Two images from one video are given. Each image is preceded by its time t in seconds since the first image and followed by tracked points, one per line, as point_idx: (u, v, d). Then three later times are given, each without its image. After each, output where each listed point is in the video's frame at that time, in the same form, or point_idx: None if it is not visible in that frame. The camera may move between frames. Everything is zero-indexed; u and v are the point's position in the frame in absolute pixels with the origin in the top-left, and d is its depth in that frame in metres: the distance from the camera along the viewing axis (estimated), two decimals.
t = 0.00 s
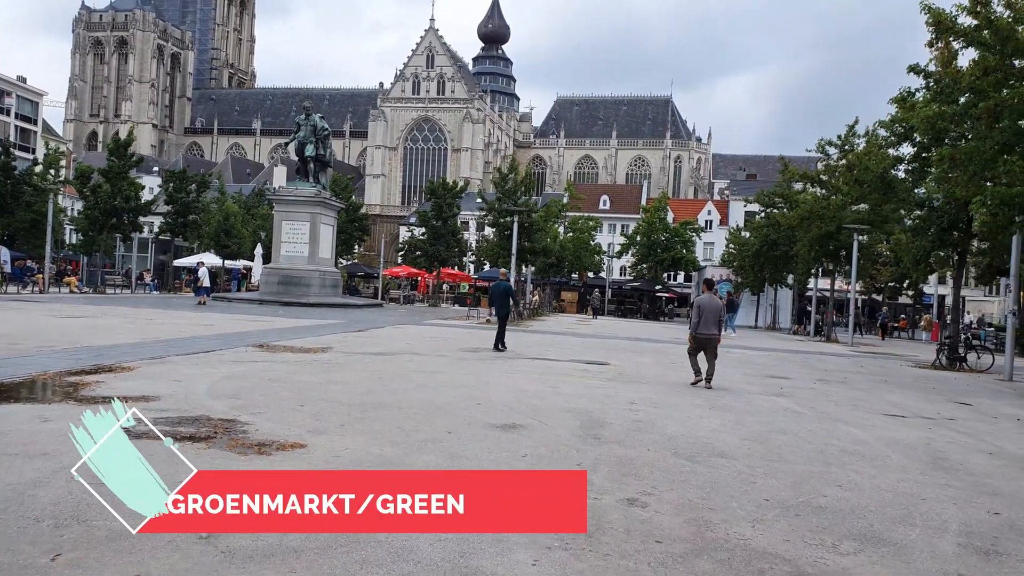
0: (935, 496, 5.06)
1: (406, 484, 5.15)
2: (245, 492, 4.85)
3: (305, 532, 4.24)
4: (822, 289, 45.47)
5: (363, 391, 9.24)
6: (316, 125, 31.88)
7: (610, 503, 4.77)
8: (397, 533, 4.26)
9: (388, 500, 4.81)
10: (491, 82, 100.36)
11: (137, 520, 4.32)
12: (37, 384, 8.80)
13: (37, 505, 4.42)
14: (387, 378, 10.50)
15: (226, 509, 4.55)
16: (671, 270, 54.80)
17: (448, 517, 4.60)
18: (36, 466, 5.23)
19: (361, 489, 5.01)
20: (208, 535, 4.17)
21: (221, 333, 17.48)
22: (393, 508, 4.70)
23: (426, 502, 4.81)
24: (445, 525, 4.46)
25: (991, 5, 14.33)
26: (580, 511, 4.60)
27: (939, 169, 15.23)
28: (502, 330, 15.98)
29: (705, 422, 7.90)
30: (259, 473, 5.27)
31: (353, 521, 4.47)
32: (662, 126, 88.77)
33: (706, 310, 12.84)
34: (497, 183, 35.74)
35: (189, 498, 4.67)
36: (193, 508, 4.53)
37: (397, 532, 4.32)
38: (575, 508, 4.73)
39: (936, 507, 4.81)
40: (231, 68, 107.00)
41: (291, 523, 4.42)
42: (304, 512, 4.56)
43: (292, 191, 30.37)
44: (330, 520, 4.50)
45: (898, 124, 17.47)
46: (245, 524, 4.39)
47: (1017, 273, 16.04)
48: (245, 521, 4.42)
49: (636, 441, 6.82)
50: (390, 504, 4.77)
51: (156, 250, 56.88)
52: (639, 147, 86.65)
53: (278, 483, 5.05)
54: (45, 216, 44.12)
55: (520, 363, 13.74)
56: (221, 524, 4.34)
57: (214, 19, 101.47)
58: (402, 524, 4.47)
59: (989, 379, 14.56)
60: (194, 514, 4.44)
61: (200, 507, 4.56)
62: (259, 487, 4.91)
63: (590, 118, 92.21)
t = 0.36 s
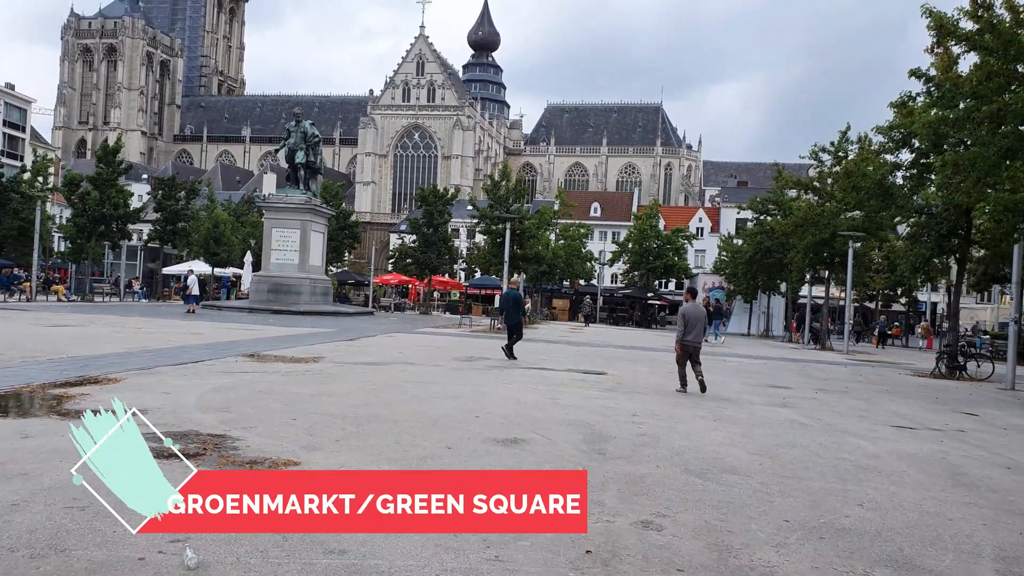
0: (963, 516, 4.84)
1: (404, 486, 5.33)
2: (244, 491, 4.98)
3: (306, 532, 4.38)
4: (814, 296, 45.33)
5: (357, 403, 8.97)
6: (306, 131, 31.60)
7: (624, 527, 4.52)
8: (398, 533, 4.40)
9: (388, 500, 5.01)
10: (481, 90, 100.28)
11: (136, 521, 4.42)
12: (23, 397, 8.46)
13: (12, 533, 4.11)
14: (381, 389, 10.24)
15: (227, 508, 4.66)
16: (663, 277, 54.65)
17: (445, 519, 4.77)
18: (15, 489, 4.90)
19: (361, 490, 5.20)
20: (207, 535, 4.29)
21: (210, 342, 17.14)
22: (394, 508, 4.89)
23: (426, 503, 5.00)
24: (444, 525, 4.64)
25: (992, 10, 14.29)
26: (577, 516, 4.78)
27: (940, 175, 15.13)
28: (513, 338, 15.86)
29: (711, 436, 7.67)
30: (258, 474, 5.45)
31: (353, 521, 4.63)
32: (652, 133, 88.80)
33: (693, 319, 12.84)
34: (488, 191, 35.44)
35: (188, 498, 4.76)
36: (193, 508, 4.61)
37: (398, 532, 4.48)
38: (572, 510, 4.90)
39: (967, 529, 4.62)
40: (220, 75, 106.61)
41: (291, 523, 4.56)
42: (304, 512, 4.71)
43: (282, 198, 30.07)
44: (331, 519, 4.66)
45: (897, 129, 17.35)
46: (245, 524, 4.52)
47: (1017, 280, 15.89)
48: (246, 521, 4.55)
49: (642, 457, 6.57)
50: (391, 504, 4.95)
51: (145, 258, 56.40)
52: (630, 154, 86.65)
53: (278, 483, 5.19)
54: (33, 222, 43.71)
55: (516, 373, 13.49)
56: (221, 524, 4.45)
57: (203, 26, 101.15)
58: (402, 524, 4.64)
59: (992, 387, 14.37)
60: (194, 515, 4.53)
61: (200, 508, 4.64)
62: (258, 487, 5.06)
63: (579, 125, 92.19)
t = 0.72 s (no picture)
0: (1015, 543, 4.61)
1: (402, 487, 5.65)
2: (243, 491, 5.29)
3: (306, 529, 4.66)
4: (823, 306, 44.94)
5: (369, 417, 8.77)
6: (313, 141, 31.46)
7: (658, 554, 4.28)
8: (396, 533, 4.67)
9: (387, 500, 5.32)
10: (487, 100, 100.31)
11: (138, 518, 4.71)
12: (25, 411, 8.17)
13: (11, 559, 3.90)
14: (394, 401, 10.04)
15: (227, 508, 4.98)
16: (671, 287, 54.30)
17: (442, 519, 5.07)
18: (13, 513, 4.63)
19: (360, 490, 5.51)
20: (207, 533, 4.55)
21: (217, 354, 16.93)
22: (394, 507, 5.21)
23: (425, 503, 5.32)
24: (441, 525, 4.94)
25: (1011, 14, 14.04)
26: (577, 515, 5.14)
27: (959, 182, 14.86)
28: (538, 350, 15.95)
29: (736, 454, 7.45)
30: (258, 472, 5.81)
31: (353, 521, 4.92)
32: (657, 142, 88.60)
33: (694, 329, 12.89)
34: (495, 201, 35.11)
35: (189, 498, 5.09)
36: (193, 508, 4.93)
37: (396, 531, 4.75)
38: (563, 513, 5.20)
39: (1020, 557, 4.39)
40: (227, 87, 106.98)
41: (291, 522, 4.84)
42: (304, 512, 5.00)
43: (289, 208, 29.94)
44: (331, 519, 4.96)
45: (913, 136, 17.03)
46: (245, 523, 4.80)
47: None
48: (246, 520, 4.82)
49: (668, 476, 6.34)
50: (389, 504, 5.27)
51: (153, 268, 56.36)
52: (635, 163, 86.48)
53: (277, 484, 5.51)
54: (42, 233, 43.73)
55: (528, 384, 13.24)
56: (220, 523, 4.72)
57: (211, 38, 101.53)
58: (399, 524, 4.94)
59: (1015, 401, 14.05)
60: (194, 514, 4.83)
61: (199, 508, 4.96)
62: (258, 487, 5.36)
63: (584, 135, 92.03)
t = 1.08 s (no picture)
0: None
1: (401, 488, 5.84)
2: (241, 492, 5.46)
3: (303, 530, 4.82)
4: (844, 317, 44.40)
5: (395, 430, 8.58)
6: (331, 152, 31.43)
7: None
8: (395, 534, 4.82)
9: (387, 499, 5.50)
10: (502, 110, 100.40)
11: (137, 519, 4.86)
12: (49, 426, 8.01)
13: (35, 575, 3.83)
14: (418, 414, 9.84)
15: (226, 508, 5.14)
16: (690, 297, 53.91)
17: (440, 519, 5.24)
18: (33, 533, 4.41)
19: (360, 491, 5.71)
20: (206, 532, 4.69)
21: (237, 365, 16.78)
22: (393, 507, 5.38)
23: (424, 503, 5.51)
24: (438, 524, 5.12)
25: None
26: (576, 516, 5.33)
27: (995, 188, 14.49)
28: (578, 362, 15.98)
29: (777, 472, 7.21)
30: (256, 475, 6.02)
31: (351, 520, 5.08)
32: (674, 151, 88.24)
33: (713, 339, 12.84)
34: (513, 210, 34.89)
35: (188, 498, 5.26)
36: (192, 508, 5.09)
37: (395, 532, 4.90)
38: (560, 516, 5.35)
39: None
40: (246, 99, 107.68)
41: (290, 522, 5.00)
42: (303, 512, 5.17)
43: (308, 219, 29.89)
44: (330, 519, 5.12)
45: (944, 142, 16.65)
46: (244, 523, 4.95)
47: None
48: (245, 521, 4.98)
49: (709, 495, 6.10)
50: (389, 504, 5.45)
51: (172, 279, 56.52)
52: (652, 173, 86.20)
53: (277, 485, 5.70)
54: (64, 245, 43.97)
55: (553, 397, 13.00)
56: (219, 523, 4.87)
57: (229, 51, 102.26)
58: (396, 522, 5.11)
59: None
60: (194, 513, 5.00)
61: (199, 507, 5.13)
62: (256, 490, 5.53)
63: (601, 145, 91.87)
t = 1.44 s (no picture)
0: None
1: (401, 489, 6.04)
2: (240, 494, 5.64)
3: (303, 529, 4.98)
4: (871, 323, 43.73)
5: (419, 440, 8.34)
6: (352, 159, 31.38)
7: None
8: (393, 533, 4.98)
9: (387, 499, 5.69)
10: (522, 117, 100.31)
11: (138, 518, 4.98)
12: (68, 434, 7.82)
13: None
14: (442, 424, 9.61)
15: (226, 508, 5.31)
16: (713, 303, 53.36)
17: (438, 520, 5.40)
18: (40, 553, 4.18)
19: (359, 491, 5.91)
20: (207, 531, 4.83)
21: (257, 373, 16.63)
22: (393, 507, 5.57)
23: (424, 503, 5.70)
24: (438, 522, 5.32)
25: None
26: (576, 517, 5.49)
27: None
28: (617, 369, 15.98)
29: (818, 485, 6.92)
30: (254, 477, 6.19)
31: (352, 520, 5.27)
32: (696, 157, 87.60)
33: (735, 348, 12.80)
34: (535, 216, 34.59)
35: (188, 498, 5.43)
36: (192, 508, 5.25)
37: (393, 532, 5.05)
38: (557, 518, 5.50)
39: None
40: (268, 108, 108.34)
41: (290, 521, 5.18)
42: (303, 512, 5.34)
43: (329, 226, 29.81)
44: (328, 519, 5.28)
45: (980, 143, 16.19)
46: (244, 522, 5.12)
47: None
48: (244, 520, 5.15)
49: (749, 510, 5.83)
50: (388, 504, 5.63)
51: (194, 287, 56.76)
52: (674, 179, 85.72)
53: (277, 486, 5.88)
54: (88, 253, 44.25)
55: (579, 405, 12.72)
56: (218, 523, 5.02)
57: (251, 61, 103.01)
58: (396, 522, 5.30)
59: None
60: (194, 513, 5.15)
61: (199, 508, 5.29)
62: (254, 492, 5.69)
63: (621, 151, 91.50)
